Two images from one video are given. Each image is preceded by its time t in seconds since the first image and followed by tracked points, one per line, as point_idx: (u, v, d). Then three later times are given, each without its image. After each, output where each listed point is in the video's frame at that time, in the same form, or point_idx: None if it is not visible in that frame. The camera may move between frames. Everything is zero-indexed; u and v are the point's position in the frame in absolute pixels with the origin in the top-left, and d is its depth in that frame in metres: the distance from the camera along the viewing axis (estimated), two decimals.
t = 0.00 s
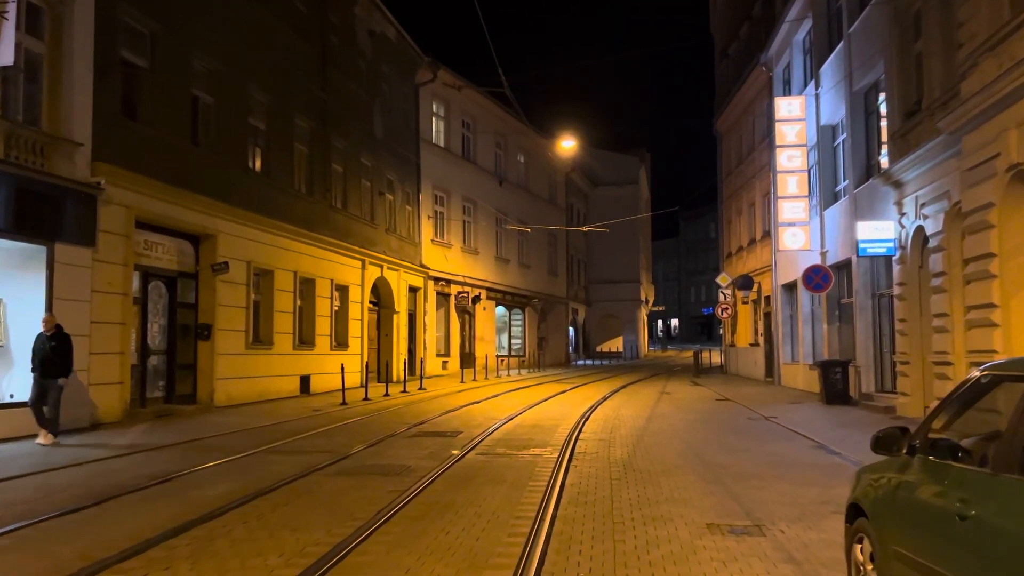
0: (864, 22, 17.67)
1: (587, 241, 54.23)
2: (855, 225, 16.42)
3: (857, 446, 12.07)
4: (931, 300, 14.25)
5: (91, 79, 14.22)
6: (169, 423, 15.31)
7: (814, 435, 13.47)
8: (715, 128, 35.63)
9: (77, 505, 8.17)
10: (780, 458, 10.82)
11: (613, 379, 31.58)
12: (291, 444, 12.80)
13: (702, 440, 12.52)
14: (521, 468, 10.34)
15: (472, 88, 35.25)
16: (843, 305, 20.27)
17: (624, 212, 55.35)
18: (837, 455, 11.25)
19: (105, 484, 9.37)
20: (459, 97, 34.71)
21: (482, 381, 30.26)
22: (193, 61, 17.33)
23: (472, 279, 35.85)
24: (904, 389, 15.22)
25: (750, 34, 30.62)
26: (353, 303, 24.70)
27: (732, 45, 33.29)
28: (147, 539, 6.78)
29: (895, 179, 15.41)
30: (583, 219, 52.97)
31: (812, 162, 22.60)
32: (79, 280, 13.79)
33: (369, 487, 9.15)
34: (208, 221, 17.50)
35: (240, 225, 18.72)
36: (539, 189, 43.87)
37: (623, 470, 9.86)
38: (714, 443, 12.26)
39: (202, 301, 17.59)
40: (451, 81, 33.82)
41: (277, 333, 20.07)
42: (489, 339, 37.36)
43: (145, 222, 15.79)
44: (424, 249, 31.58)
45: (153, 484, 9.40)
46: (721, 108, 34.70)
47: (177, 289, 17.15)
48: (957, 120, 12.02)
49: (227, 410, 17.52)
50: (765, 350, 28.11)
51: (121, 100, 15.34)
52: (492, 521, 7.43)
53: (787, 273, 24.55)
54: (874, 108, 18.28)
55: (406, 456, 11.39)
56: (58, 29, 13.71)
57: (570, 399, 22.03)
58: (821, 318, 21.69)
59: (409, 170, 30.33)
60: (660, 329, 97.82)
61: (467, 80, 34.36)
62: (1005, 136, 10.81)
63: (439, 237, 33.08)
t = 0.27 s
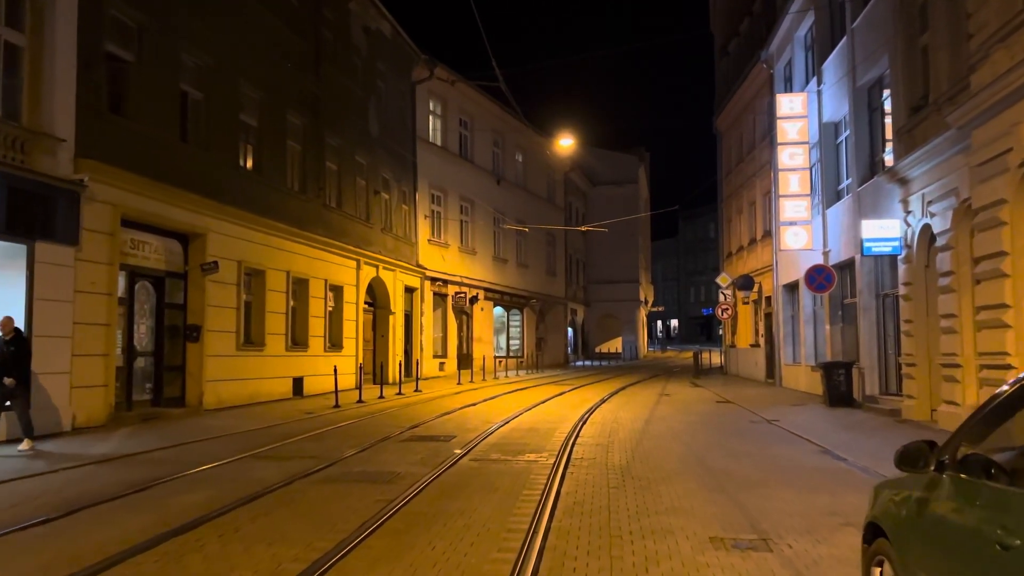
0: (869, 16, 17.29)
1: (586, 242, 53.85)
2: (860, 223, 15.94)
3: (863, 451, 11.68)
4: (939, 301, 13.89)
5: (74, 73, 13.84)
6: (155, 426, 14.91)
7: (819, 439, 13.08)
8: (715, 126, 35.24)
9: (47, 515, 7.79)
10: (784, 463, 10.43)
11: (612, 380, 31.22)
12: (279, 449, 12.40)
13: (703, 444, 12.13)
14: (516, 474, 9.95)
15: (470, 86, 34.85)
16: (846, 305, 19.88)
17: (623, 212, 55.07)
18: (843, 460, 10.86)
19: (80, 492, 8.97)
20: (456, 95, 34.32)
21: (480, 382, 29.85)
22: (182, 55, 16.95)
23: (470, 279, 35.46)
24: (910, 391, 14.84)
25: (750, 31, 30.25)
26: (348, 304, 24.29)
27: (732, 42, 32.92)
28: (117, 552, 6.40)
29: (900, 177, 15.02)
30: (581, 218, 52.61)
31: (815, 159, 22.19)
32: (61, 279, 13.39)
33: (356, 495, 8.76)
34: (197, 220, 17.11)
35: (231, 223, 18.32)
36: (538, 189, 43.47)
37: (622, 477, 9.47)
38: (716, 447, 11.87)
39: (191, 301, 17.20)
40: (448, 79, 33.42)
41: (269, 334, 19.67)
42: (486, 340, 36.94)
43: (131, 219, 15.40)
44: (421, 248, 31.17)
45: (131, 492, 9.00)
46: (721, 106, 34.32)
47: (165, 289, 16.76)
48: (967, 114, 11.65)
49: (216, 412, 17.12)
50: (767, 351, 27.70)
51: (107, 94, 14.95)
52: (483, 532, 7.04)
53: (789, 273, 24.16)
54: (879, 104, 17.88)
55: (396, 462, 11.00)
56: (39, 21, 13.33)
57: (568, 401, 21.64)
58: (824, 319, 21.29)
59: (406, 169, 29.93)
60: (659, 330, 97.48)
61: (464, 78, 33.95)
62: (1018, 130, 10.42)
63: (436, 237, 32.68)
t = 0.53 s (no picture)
0: (875, 8, 16.89)
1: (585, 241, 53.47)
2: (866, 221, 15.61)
3: (872, 454, 11.29)
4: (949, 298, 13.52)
5: (58, 65, 13.44)
6: (143, 429, 14.52)
7: (825, 442, 12.68)
8: (716, 124, 34.86)
9: (16, 524, 7.39)
10: (791, 468, 10.03)
11: (613, 381, 30.83)
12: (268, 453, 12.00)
13: (706, 448, 11.73)
14: (512, 479, 9.55)
15: (468, 84, 34.46)
16: (851, 305, 19.48)
17: (623, 211, 54.69)
18: (851, 464, 10.46)
19: (56, 499, 8.57)
20: (454, 92, 33.93)
21: (478, 383, 29.46)
22: (172, 49, 16.55)
23: (468, 278, 35.07)
24: (918, 393, 14.45)
25: (752, 27, 29.85)
26: (344, 303, 23.90)
27: (733, 39, 32.54)
28: (84, 566, 6.01)
29: (908, 173, 14.63)
30: (581, 218, 52.23)
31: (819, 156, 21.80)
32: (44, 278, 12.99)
33: (344, 503, 8.35)
34: (188, 217, 16.72)
35: (222, 221, 17.93)
36: (537, 187, 43.09)
37: (622, 483, 9.07)
38: (719, 451, 11.47)
39: (181, 301, 16.81)
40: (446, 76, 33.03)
41: (262, 334, 19.28)
42: (485, 340, 36.55)
43: (118, 216, 15.00)
44: (418, 247, 30.79)
45: (109, 498, 8.61)
46: (722, 103, 33.93)
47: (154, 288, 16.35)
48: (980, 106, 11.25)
49: (207, 414, 16.71)
50: (769, 351, 27.31)
51: (93, 88, 14.55)
52: (475, 543, 6.65)
53: (792, 272, 23.78)
54: (885, 99, 17.49)
55: (388, 466, 10.59)
56: (21, 11, 12.94)
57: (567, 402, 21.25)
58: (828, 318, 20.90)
59: (403, 167, 29.54)
60: (659, 330, 97.13)
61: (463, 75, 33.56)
62: None
63: (434, 236, 32.29)
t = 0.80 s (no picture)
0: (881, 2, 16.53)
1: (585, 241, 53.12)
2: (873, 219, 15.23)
3: (881, 460, 10.92)
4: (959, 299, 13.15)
5: (43, 59, 13.08)
6: (131, 433, 14.15)
7: (832, 446, 12.30)
8: (717, 123, 34.50)
9: None
10: (798, 475, 9.64)
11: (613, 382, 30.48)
12: (258, 458, 11.64)
13: (709, 454, 11.34)
14: (508, 487, 9.17)
15: (467, 82, 34.11)
16: (856, 305, 19.09)
17: (624, 211, 54.34)
18: (861, 471, 10.08)
19: (32, 508, 8.21)
20: (452, 91, 33.57)
21: (477, 385, 29.09)
22: (162, 44, 16.18)
23: (467, 279, 34.70)
24: (926, 395, 14.08)
25: (754, 24, 29.49)
26: (340, 304, 23.54)
27: (735, 37, 32.18)
28: None
29: (916, 170, 14.26)
30: (581, 217, 51.87)
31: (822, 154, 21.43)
32: (27, 278, 12.62)
33: (333, 513, 7.99)
34: (179, 216, 16.36)
35: (215, 220, 17.56)
36: (536, 187, 42.73)
37: (623, 492, 8.68)
38: (723, 457, 11.08)
39: (172, 301, 16.45)
40: (444, 74, 32.67)
41: (255, 336, 18.91)
42: (484, 341, 36.19)
43: (106, 215, 14.64)
44: (416, 247, 30.42)
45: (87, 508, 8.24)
46: (723, 102, 33.58)
47: (144, 288, 15.99)
48: (993, 99, 10.89)
49: (198, 418, 16.34)
50: (771, 352, 26.94)
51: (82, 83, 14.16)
52: (469, 558, 6.30)
53: (795, 272, 23.41)
54: (891, 95, 17.13)
55: (380, 473, 10.21)
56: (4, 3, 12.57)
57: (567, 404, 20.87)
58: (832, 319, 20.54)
59: (400, 166, 29.18)
60: (659, 331, 96.79)
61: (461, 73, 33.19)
62: None
63: (432, 236, 31.92)
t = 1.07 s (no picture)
0: None
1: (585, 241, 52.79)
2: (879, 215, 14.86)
3: (890, 464, 10.57)
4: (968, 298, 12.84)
5: (28, 51, 12.72)
6: (119, 435, 13.80)
7: (838, 449, 11.95)
8: (718, 121, 34.17)
9: None
10: (805, 480, 9.29)
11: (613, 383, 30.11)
12: (247, 462, 11.29)
13: (713, 457, 10.98)
14: (504, 492, 8.83)
15: (465, 79, 33.78)
16: (860, 305, 18.73)
17: (624, 210, 54.00)
18: (869, 475, 9.73)
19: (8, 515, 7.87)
20: (451, 89, 33.23)
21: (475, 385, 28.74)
22: (154, 37, 15.84)
23: (465, 278, 34.36)
24: (935, 397, 13.75)
25: (756, 21, 29.16)
26: (336, 303, 23.19)
27: (736, 34, 31.84)
28: None
29: (923, 166, 13.92)
30: (581, 217, 51.53)
31: (826, 151, 21.08)
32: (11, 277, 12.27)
33: (321, 520, 7.66)
34: (170, 212, 16.02)
35: (207, 217, 17.22)
36: (536, 186, 42.40)
37: (624, 498, 8.34)
38: (726, 461, 10.73)
39: (163, 300, 16.12)
40: (443, 71, 32.34)
41: (249, 336, 18.57)
42: (483, 341, 35.84)
43: (94, 212, 14.31)
44: (414, 247, 30.07)
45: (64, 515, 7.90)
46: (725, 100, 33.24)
47: (134, 287, 15.67)
48: (1005, 91, 10.55)
49: (190, 419, 16.00)
50: (773, 353, 26.58)
51: (70, 78, 13.83)
52: (461, 570, 5.96)
53: (798, 271, 23.05)
54: (898, 90, 16.78)
55: (372, 477, 9.87)
56: None
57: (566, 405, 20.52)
58: (836, 319, 20.19)
59: (398, 164, 28.84)
60: (660, 331, 96.45)
61: (460, 71, 32.85)
62: None
63: (430, 235, 31.58)
